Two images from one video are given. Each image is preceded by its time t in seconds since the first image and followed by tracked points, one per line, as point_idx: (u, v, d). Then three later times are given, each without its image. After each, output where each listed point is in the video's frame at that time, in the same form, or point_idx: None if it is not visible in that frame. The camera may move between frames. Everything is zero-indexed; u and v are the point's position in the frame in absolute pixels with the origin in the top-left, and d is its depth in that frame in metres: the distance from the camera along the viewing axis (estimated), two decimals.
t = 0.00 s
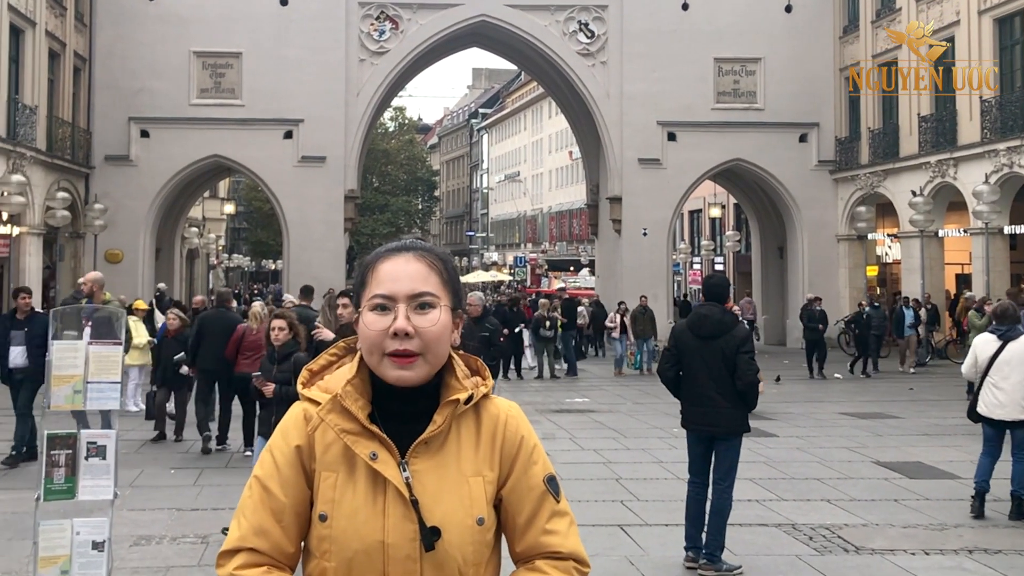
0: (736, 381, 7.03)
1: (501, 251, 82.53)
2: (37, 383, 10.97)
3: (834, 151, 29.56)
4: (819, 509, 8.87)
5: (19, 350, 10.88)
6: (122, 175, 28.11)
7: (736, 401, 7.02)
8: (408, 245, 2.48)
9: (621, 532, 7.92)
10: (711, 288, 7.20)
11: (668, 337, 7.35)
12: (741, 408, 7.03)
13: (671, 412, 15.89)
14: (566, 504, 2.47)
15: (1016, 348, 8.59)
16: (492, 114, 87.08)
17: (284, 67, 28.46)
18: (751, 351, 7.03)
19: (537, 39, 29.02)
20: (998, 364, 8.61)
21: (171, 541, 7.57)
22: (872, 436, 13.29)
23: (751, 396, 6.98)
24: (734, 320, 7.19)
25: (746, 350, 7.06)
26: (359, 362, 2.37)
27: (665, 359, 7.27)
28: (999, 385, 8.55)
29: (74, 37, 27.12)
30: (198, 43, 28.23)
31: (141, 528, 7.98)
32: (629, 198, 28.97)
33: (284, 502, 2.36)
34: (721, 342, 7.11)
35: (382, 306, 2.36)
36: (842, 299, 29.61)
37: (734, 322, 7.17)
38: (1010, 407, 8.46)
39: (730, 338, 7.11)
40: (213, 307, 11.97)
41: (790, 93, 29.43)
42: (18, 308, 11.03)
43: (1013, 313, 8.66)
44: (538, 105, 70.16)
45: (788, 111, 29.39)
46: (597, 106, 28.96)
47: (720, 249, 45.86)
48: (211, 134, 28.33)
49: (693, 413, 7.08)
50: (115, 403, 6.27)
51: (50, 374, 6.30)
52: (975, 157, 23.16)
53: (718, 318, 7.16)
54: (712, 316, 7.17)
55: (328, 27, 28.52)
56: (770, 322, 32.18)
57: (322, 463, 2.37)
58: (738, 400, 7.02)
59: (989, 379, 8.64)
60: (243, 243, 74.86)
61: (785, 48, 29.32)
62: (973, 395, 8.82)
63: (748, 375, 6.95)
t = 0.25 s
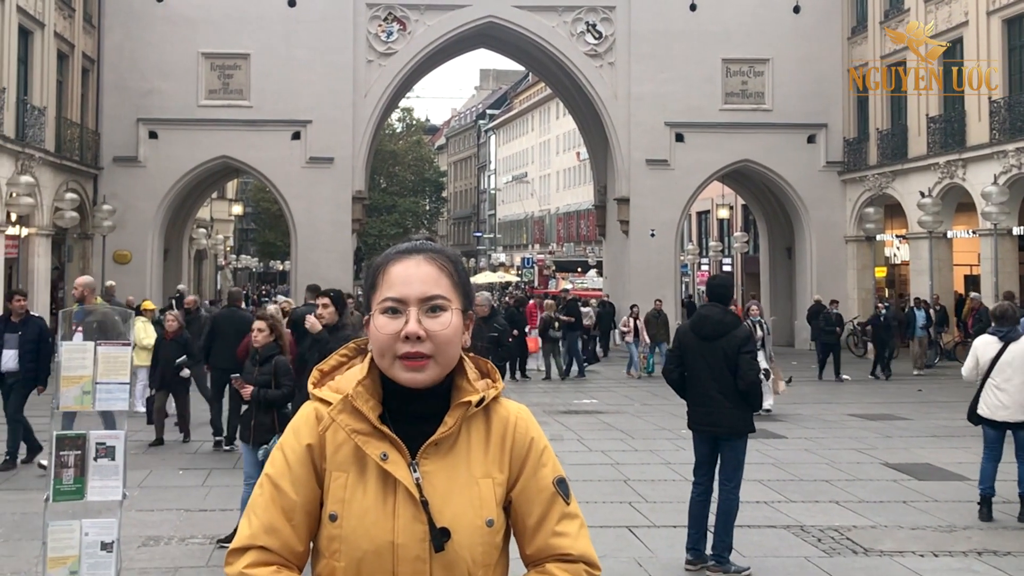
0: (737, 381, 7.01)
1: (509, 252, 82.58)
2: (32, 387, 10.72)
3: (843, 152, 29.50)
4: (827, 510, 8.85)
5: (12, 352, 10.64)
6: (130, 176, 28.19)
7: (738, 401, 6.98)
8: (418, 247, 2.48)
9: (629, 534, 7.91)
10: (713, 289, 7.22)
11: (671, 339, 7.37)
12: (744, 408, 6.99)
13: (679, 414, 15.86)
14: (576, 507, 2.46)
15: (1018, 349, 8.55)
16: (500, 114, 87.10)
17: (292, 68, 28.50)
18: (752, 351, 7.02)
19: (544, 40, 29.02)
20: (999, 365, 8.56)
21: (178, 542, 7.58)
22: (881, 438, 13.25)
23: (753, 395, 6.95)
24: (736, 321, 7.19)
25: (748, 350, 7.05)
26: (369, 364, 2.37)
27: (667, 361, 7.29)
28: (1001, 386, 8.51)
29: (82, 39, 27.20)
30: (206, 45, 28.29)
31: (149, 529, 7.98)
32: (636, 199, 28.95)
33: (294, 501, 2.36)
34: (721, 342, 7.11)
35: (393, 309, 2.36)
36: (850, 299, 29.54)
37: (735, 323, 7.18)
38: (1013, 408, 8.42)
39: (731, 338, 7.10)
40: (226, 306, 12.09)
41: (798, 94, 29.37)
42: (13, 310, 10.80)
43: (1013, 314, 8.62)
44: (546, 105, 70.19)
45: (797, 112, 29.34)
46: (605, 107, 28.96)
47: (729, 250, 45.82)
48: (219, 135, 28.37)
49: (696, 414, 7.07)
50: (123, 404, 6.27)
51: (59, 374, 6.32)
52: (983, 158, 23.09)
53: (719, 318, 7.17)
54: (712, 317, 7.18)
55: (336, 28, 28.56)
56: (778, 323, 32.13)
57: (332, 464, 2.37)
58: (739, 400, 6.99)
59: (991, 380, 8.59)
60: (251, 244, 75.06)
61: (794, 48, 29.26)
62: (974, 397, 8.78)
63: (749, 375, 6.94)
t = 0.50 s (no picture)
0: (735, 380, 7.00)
1: (513, 252, 82.60)
2: (25, 384, 10.60)
3: (847, 152, 29.45)
4: (832, 511, 8.83)
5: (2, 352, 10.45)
6: (134, 177, 28.21)
7: (736, 401, 6.97)
8: (423, 245, 2.47)
9: (633, 535, 7.90)
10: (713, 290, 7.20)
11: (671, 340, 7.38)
12: (742, 408, 6.97)
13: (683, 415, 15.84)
14: (581, 508, 2.45)
15: (1015, 351, 8.53)
16: (504, 115, 87.09)
17: (296, 69, 28.51)
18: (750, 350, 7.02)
19: (548, 40, 29.01)
20: (998, 366, 8.53)
21: (181, 543, 7.58)
22: (886, 439, 13.23)
23: (752, 395, 6.93)
24: (733, 321, 7.19)
25: (745, 350, 7.05)
26: (375, 364, 2.37)
27: (667, 361, 7.29)
28: (1000, 387, 8.48)
29: (87, 39, 27.22)
30: (210, 45, 28.31)
31: (153, 529, 7.99)
32: (640, 199, 28.93)
33: (299, 501, 2.35)
34: (718, 342, 7.12)
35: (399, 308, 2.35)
36: (855, 300, 29.49)
37: (733, 322, 7.17)
38: (1011, 409, 8.40)
39: (728, 338, 7.10)
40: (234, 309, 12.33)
41: (802, 94, 29.34)
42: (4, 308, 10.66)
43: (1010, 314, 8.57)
44: (550, 106, 70.19)
45: (801, 113, 29.31)
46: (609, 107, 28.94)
47: (732, 251, 45.79)
48: (223, 136, 28.39)
49: (695, 414, 7.07)
50: (127, 405, 6.23)
51: (63, 375, 6.23)
52: (988, 158, 23.04)
53: (716, 318, 7.17)
54: (710, 317, 7.19)
55: (340, 29, 28.58)
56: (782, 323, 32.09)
57: (338, 463, 2.36)
58: (739, 400, 6.97)
59: (989, 381, 8.56)
60: (255, 244, 75.12)
61: (798, 49, 29.24)
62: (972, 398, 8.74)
63: (747, 374, 6.93)
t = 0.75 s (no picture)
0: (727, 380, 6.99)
1: (516, 253, 82.62)
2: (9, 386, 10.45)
3: (850, 153, 29.43)
4: (835, 512, 8.83)
5: None
6: (137, 177, 28.24)
7: (729, 400, 6.97)
8: (426, 245, 2.47)
9: (636, 536, 7.89)
10: (709, 289, 7.20)
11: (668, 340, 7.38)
12: (736, 408, 6.97)
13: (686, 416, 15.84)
14: (583, 509, 2.46)
15: (1012, 352, 8.51)
16: (506, 116, 87.14)
17: (299, 70, 28.53)
18: (741, 350, 7.01)
19: (551, 41, 29.02)
20: (995, 369, 8.51)
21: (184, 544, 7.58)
22: (889, 440, 13.22)
23: (743, 394, 6.92)
24: (726, 320, 7.19)
25: (737, 350, 7.03)
26: (379, 364, 2.37)
27: (665, 360, 7.29)
28: (998, 389, 8.47)
29: (90, 40, 27.26)
30: (213, 46, 28.33)
31: (157, 530, 7.99)
32: (643, 200, 28.93)
33: (303, 501, 2.35)
34: (712, 342, 7.12)
35: (403, 307, 2.35)
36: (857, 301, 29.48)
37: (726, 322, 7.17)
38: (1010, 411, 8.40)
39: (721, 338, 7.10)
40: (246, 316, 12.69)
41: (805, 95, 29.32)
42: None
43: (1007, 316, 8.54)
44: (552, 107, 70.22)
45: (803, 113, 29.29)
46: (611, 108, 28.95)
47: (735, 251, 45.78)
48: (226, 136, 28.42)
49: (690, 414, 7.08)
50: (130, 406, 6.24)
51: (66, 376, 6.26)
52: (991, 159, 23.02)
53: (710, 318, 7.17)
54: (704, 317, 7.19)
55: (343, 30, 28.59)
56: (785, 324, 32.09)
57: (342, 463, 2.36)
58: (732, 399, 6.97)
59: (987, 384, 8.54)
60: (258, 245, 75.22)
61: (800, 49, 29.22)
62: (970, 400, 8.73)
63: (738, 374, 6.91)
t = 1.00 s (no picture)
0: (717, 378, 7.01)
1: (516, 253, 82.64)
2: None
3: (850, 153, 29.43)
4: (836, 513, 8.82)
5: None
6: (137, 178, 28.23)
7: (720, 399, 6.97)
8: (429, 248, 2.47)
9: (636, 536, 7.89)
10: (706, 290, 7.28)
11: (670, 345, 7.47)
12: (728, 407, 6.96)
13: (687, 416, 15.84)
14: (584, 511, 2.46)
15: (1013, 355, 8.50)
16: (506, 116, 87.13)
17: (299, 70, 28.54)
18: (731, 348, 7.03)
19: (551, 42, 29.02)
20: (996, 371, 8.49)
21: (185, 544, 7.58)
22: (889, 440, 13.22)
23: (732, 392, 6.91)
24: (719, 319, 7.24)
25: (726, 348, 7.06)
26: (382, 365, 2.37)
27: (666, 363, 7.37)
28: (999, 390, 8.45)
29: (90, 41, 27.27)
30: (213, 47, 28.34)
31: (157, 531, 7.99)
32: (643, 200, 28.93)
33: (304, 502, 2.35)
34: (704, 341, 7.17)
35: (405, 312, 2.35)
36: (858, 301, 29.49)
37: (719, 320, 7.22)
38: (1011, 411, 8.41)
39: (712, 336, 7.16)
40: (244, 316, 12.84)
41: (805, 95, 29.33)
42: None
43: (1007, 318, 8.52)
44: (552, 107, 70.24)
45: (804, 113, 29.29)
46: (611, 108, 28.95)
47: (735, 252, 45.79)
48: (226, 137, 28.41)
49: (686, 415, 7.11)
50: (132, 406, 6.24)
51: (67, 376, 6.28)
52: (991, 159, 23.02)
53: (703, 317, 7.25)
54: (698, 317, 7.27)
55: (343, 31, 28.60)
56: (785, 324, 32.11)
57: (344, 464, 2.36)
58: (722, 398, 6.96)
59: (988, 386, 8.50)
60: (258, 245, 75.21)
61: (800, 50, 29.24)
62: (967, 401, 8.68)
63: (726, 372, 6.92)
